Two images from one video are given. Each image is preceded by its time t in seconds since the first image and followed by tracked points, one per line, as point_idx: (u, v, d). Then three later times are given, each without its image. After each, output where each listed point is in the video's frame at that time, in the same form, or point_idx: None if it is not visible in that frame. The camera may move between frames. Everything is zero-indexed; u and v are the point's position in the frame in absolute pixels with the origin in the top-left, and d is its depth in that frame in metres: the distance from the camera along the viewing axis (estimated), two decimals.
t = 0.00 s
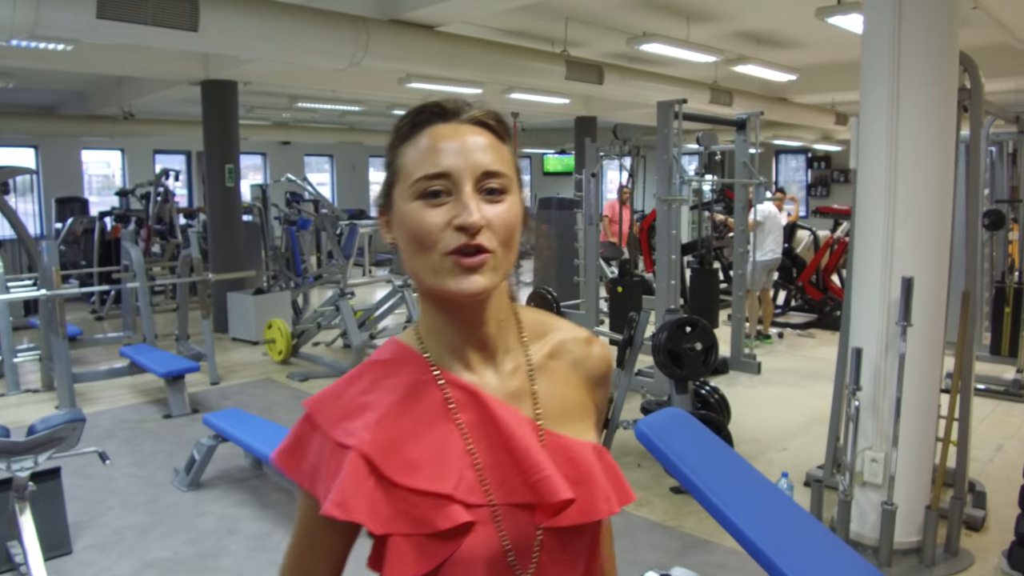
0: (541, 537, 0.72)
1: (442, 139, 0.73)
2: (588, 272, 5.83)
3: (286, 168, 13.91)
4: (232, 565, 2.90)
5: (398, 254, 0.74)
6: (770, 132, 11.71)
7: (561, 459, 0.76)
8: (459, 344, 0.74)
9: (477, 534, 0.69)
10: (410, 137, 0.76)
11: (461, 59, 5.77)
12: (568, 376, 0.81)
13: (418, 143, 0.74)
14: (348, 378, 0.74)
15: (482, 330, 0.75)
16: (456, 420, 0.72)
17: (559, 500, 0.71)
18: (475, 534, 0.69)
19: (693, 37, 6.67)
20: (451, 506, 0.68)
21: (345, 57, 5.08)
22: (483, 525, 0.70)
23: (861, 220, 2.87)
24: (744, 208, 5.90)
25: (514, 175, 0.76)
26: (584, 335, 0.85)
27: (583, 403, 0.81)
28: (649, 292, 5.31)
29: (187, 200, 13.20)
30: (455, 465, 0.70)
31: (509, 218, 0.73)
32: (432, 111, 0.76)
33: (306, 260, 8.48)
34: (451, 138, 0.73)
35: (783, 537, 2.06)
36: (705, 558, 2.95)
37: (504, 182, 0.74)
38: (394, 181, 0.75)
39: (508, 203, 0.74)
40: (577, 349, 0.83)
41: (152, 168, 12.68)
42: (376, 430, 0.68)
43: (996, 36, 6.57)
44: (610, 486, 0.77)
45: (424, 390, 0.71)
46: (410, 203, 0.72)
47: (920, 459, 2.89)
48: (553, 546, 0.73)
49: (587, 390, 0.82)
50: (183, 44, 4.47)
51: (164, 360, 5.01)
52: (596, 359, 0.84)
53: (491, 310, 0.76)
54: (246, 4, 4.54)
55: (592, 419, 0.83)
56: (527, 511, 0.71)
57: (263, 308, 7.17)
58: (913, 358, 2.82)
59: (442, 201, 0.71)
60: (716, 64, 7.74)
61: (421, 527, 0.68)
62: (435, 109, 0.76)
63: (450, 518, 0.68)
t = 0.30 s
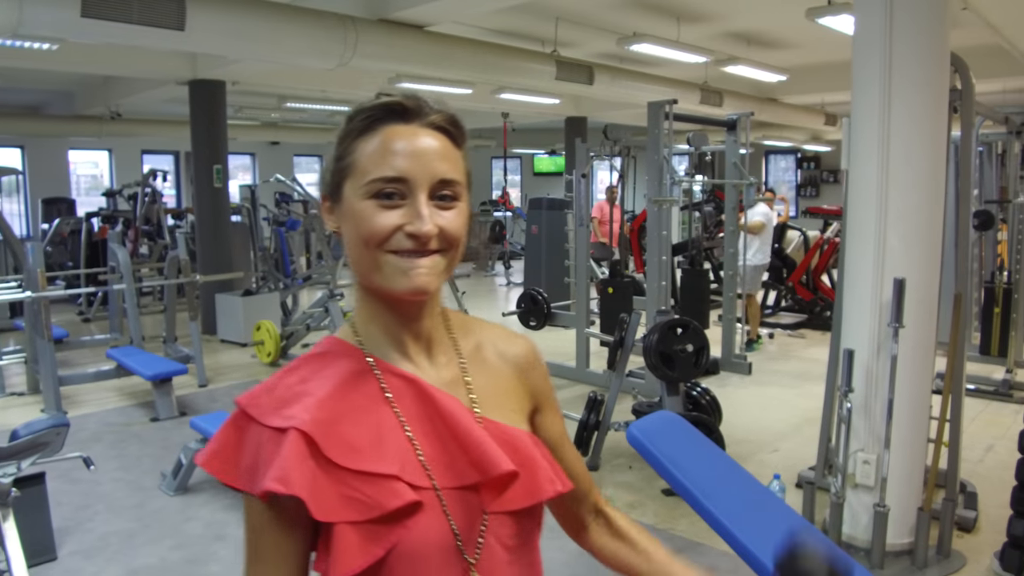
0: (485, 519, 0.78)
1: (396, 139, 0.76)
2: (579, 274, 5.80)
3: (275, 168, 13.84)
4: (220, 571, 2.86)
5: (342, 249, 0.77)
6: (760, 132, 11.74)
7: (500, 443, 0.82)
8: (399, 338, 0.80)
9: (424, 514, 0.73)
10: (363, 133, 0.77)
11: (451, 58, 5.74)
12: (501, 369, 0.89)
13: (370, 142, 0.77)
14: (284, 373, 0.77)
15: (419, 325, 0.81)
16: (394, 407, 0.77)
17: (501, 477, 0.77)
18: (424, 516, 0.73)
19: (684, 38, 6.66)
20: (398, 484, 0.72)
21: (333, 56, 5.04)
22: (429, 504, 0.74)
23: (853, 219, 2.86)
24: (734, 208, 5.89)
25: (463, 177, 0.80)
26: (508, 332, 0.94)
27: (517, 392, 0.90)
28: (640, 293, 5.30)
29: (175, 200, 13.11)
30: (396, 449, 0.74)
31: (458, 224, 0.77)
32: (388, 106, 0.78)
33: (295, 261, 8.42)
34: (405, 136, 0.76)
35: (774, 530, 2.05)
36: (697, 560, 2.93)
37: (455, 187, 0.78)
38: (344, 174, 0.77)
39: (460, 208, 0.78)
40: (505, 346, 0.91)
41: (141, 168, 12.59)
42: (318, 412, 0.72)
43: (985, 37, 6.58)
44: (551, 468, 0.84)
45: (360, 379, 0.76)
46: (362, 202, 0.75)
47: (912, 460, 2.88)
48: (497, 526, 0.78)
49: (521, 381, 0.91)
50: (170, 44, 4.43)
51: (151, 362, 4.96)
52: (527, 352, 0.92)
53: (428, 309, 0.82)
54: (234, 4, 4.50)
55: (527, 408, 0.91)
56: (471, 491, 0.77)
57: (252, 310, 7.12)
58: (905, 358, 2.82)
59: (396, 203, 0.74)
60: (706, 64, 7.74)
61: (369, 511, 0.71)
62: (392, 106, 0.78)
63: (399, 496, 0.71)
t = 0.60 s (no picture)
0: (464, 528, 0.85)
1: (372, 143, 0.86)
2: (571, 274, 5.79)
3: (266, 168, 13.77)
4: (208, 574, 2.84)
5: (320, 251, 0.87)
6: (751, 133, 11.76)
7: (484, 452, 0.91)
8: (375, 343, 0.92)
9: (389, 516, 0.81)
10: (340, 139, 0.88)
11: (442, 58, 5.72)
12: (491, 374, 1.01)
13: (348, 146, 0.87)
14: (258, 376, 0.88)
15: (396, 330, 0.92)
16: (366, 417, 0.87)
17: (474, 483, 0.85)
18: (387, 519, 0.81)
19: (675, 38, 6.65)
20: (359, 484, 0.81)
21: (323, 56, 5.02)
22: (396, 509, 0.82)
23: (844, 218, 2.86)
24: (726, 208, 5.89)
25: (438, 182, 0.91)
26: (500, 344, 1.06)
27: (512, 399, 1.01)
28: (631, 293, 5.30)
29: (165, 201, 13.02)
30: (364, 454, 0.84)
31: (436, 230, 0.87)
32: (364, 111, 0.89)
33: (286, 263, 8.39)
34: (383, 142, 0.87)
35: (763, 531, 2.08)
36: (689, 561, 2.93)
37: (432, 195, 0.88)
38: (322, 178, 0.87)
39: (436, 214, 0.88)
40: (496, 354, 1.04)
41: (130, 168, 12.53)
42: (284, 415, 0.82)
43: (975, 38, 6.61)
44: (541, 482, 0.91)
45: (333, 384, 0.88)
46: (342, 206, 0.85)
47: (904, 461, 2.88)
48: (477, 532, 0.86)
49: (514, 387, 1.02)
50: (159, 44, 4.40)
51: (141, 364, 4.93)
52: (515, 358, 1.04)
53: (406, 315, 0.93)
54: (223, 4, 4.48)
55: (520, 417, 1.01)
56: (447, 497, 0.85)
57: (243, 312, 7.08)
58: (896, 359, 2.82)
59: (375, 208, 0.84)
60: (698, 65, 7.75)
61: (327, 509, 0.79)
62: (366, 112, 0.89)
63: (358, 494, 0.79)
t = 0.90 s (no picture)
0: (447, 538, 0.82)
1: (392, 150, 0.87)
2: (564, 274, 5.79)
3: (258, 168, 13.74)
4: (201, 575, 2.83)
5: (344, 258, 0.89)
6: (744, 133, 11.78)
7: (485, 462, 0.87)
8: (398, 346, 0.93)
9: (368, 516, 0.81)
10: (362, 144, 0.89)
11: (435, 58, 5.72)
12: (523, 383, 0.97)
13: (368, 152, 0.88)
14: (286, 368, 0.94)
15: (417, 334, 0.93)
16: (371, 414, 0.89)
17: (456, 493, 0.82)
18: (365, 520, 0.81)
19: (668, 38, 6.66)
20: (344, 480, 0.82)
21: (316, 56, 5.01)
22: (377, 510, 0.82)
23: (836, 217, 2.87)
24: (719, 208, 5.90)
25: (463, 184, 0.90)
26: (542, 352, 1.02)
27: (539, 412, 0.96)
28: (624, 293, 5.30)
29: (158, 201, 12.98)
30: (361, 451, 0.86)
31: (457, 237, 0.87)
32: (382, 115, 0.89)
33: (278, 263, 8.37)
34: (403, 150, 0.87)
35: (760, 532, 2.07)
36: (684, 560, 2.94)
37: (455, 203, 0.88)
38: (344, 185, 0.89)
39: (457, 220, 0.88)
40: (534, 363, 0.99)
41: (122, 168, 12.50)
42: (289, 408, 0.87)
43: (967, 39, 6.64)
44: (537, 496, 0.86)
45: (347, 380, 0.91)
46: (363, 215, 0.86)
47: (895, 460, 2.89)
48: (460, 544, 0.82)
49: (547, 401, 0.97)
50: (151, 43, 4.38)
51: (133, 364, 4.91)
52: (555, 366, 1.00)
53: (431, 319, 0.93)
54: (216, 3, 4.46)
55: (549, 433, 0.97)
56: (431, 505, 0.83)
57: (235, 312, 7.05)
58: (888, 358, 2.83)
59: (394, 217, 0.85)
60: (691, 65, 7.76)
61: (311, 501, 0.81)
62: (385, 117, 0.89)
63: (338, 490, 0.81)
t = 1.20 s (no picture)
0: (477, 521, 0.81)
1: (451, 165, 0.85)
2: (557, 274, 5.82)
3: (251, 169, 13.74)
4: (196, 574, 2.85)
5: (407, 265, 0.87)
6: (736, 133, 11.82)
7: (514, 454, 0.84)
8: (448, 345, 0.90)
9: (407, 500, 0.82)
10: (418, 162, 0.87)
11: (428, 59, 5.74)
12: (558, 382, 0.90)
13: (428, 168, 0.86)
14: (349, 355, 0.94)
15: (471, 334, 0.90)
16: (420, 400, 0.88)
17: (485, 485, 0.80)
18: (405, 499, 0.82)
19: (660, 39, 6.69)
20: (387, 463, 0.82)
21: (310, 57, 5.02)
22: (416, 495, 0.82)
23: (825, 219, 2.91)
24: (711, 208, 5.93)
25: (514, 196, 0.88)
26: (583, 353, 0.94)
27: (573, 413, 0.89)
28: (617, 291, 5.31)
29: (150, 202, 12.98)
30: (407, 433, 0.85)
31: (512, 241, 0.85)
32: (440, 134, 0.87)
33: (271, 263, 8.38)
34: (461, 162, 0.85)
35: (749, 528, 2.11)
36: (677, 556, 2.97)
37: (509, 209, 0.87)
38: (405, 198, 0.87)
39: (510, 225, 0.86)
40: (573, 363, 0.92)
41: (115, 168, 12.50)
42: (346, 391, 0.88)
43: (955, 41, 6.69)
44: (564, 491, 0.83)
45: (398, 369, 0.90)
46: (422, 224, 0.85)
47: (884, 458, 2.92)
48: (491, 533, 0.81)
49: (582, 404, 0.90)
50: (144, 43, 4.38)
51: (127, 365, 4.90)
52: (590, 371, 0.92)
53: (486, 319, 0.91)
54: (210, 4, 4.47)
55: (584, 432, 0.91)
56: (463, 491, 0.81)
57: (228, 313, 7.05)
58: (876, 358, 2.86)
59: (453, 225, 0.84)
60: (683, 66, 7.80)
61: (356, 480, 0.83)
62: (444, 135, 0.87)
63: (379, 471, 0.82)
